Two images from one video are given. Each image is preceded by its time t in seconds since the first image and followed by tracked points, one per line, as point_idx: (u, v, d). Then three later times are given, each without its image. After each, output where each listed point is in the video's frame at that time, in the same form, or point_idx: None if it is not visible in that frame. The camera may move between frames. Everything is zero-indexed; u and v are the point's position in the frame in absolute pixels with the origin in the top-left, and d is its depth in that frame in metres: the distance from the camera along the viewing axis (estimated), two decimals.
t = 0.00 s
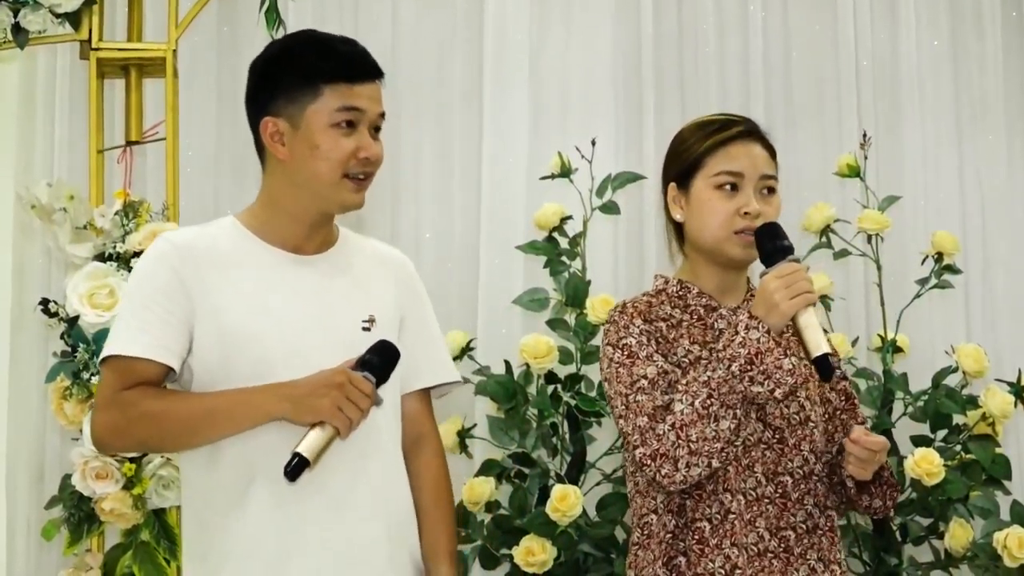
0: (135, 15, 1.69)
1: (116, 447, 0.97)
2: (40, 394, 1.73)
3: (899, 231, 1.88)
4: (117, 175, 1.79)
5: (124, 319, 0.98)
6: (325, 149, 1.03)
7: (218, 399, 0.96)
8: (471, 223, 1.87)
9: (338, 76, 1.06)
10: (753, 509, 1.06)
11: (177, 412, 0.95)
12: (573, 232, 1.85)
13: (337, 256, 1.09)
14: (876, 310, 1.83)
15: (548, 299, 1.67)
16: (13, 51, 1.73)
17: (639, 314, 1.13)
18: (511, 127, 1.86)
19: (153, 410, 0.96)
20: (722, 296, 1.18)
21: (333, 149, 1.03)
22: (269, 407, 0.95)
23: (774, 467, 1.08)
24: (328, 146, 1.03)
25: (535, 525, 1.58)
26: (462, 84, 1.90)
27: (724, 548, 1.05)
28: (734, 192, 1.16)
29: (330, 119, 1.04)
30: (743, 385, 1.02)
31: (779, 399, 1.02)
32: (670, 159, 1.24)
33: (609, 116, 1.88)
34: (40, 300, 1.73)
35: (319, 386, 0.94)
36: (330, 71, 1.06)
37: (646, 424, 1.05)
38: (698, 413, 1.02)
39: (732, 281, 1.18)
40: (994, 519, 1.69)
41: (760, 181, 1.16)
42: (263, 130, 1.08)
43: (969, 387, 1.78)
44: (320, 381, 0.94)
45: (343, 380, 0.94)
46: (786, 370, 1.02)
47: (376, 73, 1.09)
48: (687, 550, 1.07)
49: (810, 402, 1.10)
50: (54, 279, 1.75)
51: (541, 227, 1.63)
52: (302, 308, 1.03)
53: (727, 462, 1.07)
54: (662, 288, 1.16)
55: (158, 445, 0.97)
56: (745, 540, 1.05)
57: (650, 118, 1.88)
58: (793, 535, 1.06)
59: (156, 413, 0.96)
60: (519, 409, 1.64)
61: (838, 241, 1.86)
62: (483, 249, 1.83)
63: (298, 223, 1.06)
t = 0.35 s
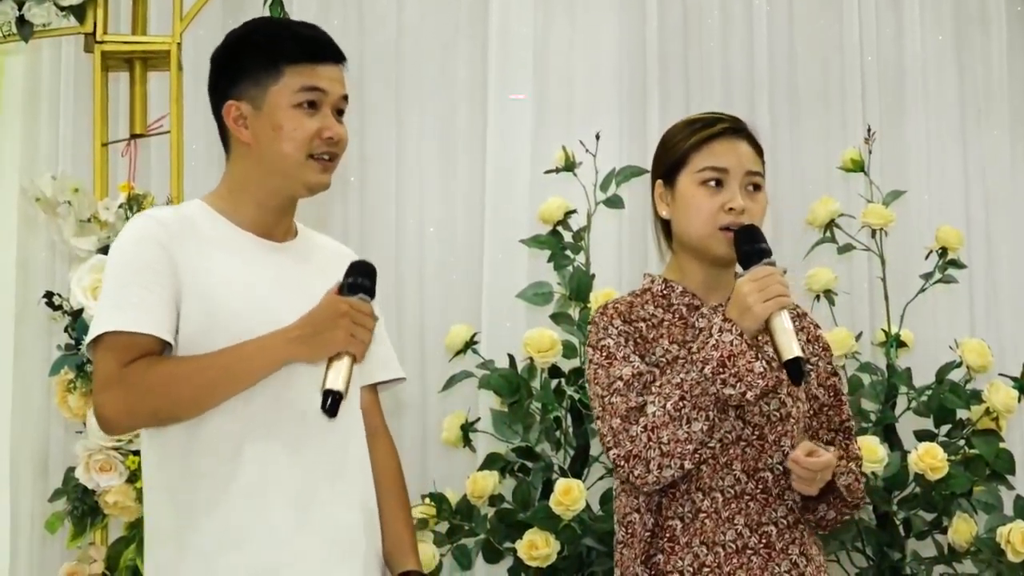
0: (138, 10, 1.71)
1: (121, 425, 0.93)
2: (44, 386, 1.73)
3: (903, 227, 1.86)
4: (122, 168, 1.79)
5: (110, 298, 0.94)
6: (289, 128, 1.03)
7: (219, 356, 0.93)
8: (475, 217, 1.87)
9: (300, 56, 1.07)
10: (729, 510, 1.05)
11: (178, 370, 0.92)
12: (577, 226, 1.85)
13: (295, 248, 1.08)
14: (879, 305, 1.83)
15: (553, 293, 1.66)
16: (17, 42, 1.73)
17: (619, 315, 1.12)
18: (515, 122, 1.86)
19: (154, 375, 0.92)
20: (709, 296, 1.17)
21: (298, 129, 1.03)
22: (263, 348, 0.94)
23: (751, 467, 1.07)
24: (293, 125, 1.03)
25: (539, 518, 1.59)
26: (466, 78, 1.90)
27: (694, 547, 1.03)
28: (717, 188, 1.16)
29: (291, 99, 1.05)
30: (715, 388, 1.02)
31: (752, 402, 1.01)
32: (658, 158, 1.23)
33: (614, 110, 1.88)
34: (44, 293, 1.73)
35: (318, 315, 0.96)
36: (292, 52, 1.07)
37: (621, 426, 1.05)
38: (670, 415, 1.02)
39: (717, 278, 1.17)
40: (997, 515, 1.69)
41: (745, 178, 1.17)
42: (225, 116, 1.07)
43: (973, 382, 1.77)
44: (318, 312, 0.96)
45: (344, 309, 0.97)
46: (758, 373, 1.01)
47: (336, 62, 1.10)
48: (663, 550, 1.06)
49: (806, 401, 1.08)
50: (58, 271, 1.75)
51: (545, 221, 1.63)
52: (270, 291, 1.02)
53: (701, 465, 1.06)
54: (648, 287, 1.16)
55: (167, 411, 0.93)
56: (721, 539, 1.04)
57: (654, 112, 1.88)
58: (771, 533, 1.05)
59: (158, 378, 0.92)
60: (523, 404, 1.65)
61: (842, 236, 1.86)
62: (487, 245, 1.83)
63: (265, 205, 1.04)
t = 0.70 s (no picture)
0: (138, 7, 1.71)
1: (165, 408, 0.92)
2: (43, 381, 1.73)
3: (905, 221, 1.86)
4: (122, 164, 1.79)
5: (115, 294, 0.94)
6: (249, 131, 1.05)
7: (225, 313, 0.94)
8: (476, 213, 1.87)
9: (257, 61, 1.09)
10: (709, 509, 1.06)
11: (196, 333, 0.92)
12: (577, 223, 1.85)
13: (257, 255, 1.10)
14: (878, 301, 1.83)
15: (552, 290, 1.66)
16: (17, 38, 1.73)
17: (599, 315, 1.13)
18: (515, 120, 1.86)
19: (175, 345, 0.92)
20: (687, 296, 1.18)
21: (258, 130, 1.05)
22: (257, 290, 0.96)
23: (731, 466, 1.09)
24: (254, 128, 1.05)
25: (539, 514, 1.59)
26: (467, 76, 1.90)
27: (677, 546, 1.04)
28: (693, 186, 1.18)
29: (251, 101, 1.07)
30: (699, 382, 1.04)
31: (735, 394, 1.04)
32: (635, 157, 1.26)
33: (615, 106, 1.88)
34: (44, 289, 1.73)
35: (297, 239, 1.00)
36: (249, 57, 1.09)
37: (604, 423, 1.06)
38: (655, 412, 1.03)
39: (695, 277, 1.19)
40: (996, 511, 1.69)
41: (722, 175, 1.19)
42: (184, 123, 1.09)
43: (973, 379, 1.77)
44: (300, 235, 1.00)
45: (317, 220, 1.01)
46: (739, 367, 1.04)
47: (292, 66, 1.13)
48: (645, 548, 1.06)
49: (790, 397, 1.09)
50: (57, 267, 1.75)
51: (544, 218, 1.63)
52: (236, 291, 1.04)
53: (683, 464, 1.07)
54: (626, 287, 1.16)
55: (200, 376, 0.93)
56: (700, 537, 1.05)
57: (654, 109, 1.88)
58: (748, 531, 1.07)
59: (180, 349, 0.92)
60: (522, 400, 1.65)
61: (841, 232, 1.86)
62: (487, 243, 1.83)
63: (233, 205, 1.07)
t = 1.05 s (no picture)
0: (153, 12, 1.82)
1: (173, 389, 0.98)
2: (65, 367, 1.84)
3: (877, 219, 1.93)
4: (138, 161, 1.88)
5: (115, 289, 1.01)
6: (234, 131, 1.13)
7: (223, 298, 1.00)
8: (472, 208, 1.97)
9: (237, 68, 1.17)
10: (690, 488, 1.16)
11: (195, 319, 0.98)
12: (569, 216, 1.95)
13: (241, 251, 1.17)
14: (851, 291, 1.91)
15: (545, 280, 1.77)
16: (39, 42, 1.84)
17: (591, 301, 1.22)
18: (509, 119, 1.97)
19: (177, 330, 0.98)
20: (670, 283, 1.29)
21: (241, 131, 1.13)
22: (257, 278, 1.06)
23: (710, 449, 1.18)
24: (237, 128, 1.13)
25: (536, 491, 1.71)
26: (464, 78, 2.00)
27: (662, 522, 1.13)
28: (675, 178, 1.29)
29: (234, 103, 1.14)
30: (690, 367, 1.13)
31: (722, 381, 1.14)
32: (609, 158, 1.36)
33: (604, 107, 1.98)
34: (65, 279, 1.83)
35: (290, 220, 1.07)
36: (229, 61, 1.16)
37: (598, 403, 1.14)
38: (648, 395, 1.12)
39: (675, 266, 1.29)
40: (962, 488, 1.79)
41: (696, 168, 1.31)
42: (170, 127, 1.16)
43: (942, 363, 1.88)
44: (291, 219, 1.06)
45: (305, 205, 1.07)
46: (725, 353, 1.14)
47: (268, 70, 1.20)
48: (630, 523, 1.15)
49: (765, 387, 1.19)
50: (76, 259, 1.85)
51: (538, 212, 1.73)
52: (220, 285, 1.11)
53: (667, 445, 1.16)
54: (611, 277, 1.26)
55: (205, 358, 0.99)
56: (682, 515, 1.14)
57: (641, 109, 1.98)
58: (723, 510, 1.17)
59: (182, 334, 0.98)
60: (517, 383, 1.76)
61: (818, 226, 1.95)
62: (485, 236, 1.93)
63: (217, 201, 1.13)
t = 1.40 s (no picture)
0: (193, 20, 2.10)
1: (202, 342, 1.27)
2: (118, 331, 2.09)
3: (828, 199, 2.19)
4: (181, 150, 2.14)
5: (143, 253, 1.31)
6: (252, 121, 1.44)
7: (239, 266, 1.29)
8: (473, 192, 2.24)
9: (254, 69, 1.49)
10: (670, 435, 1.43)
11: (217, 285, 1.27)
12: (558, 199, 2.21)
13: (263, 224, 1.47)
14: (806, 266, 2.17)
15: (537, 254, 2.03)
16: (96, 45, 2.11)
17: (584, 271, 1.48)
18: (505, 113, 2.23)
19: (201, 296, 1.27)
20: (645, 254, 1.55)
21: (256, 120, 1.44)
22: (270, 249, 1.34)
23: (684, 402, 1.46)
24: (254, 119, 1.44)
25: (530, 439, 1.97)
26: (467, 78, 2.27)
27: (648, 465, 1.41)
28: (652, 164, 1.57)
29: (251, 97, 1.46)
30: (675, 331, 1.41)
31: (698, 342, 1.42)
32: (594, 149, 1.63)
33: (589, 103, 2.24)
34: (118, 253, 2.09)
35: (297, 200, 1.36)
36: (249, 63, 1.48)
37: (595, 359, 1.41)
38: (639, 352, 1.39)
39: (649, 242, 1.56)
40: (900, 436, 2.04)
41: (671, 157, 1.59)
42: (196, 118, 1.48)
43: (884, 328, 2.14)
44: (297, 197, 1.36)
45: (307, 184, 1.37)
46: (706, 317, 1.41)
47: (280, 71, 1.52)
48: (620, 465, 1.42)
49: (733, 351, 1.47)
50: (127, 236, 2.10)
51: (531, 195, 2.01)
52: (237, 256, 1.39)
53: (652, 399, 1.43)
54: (595, 250, 1.52)
55: (229, 316, 1.27)
56: (664, 458, 1.42)
57: (621, 105, 2.24)
58: (698, 454, 1.44)
59: (203, 299, 1.27)
60: (513, 344, 2.03)
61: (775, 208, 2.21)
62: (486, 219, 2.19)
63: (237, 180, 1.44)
